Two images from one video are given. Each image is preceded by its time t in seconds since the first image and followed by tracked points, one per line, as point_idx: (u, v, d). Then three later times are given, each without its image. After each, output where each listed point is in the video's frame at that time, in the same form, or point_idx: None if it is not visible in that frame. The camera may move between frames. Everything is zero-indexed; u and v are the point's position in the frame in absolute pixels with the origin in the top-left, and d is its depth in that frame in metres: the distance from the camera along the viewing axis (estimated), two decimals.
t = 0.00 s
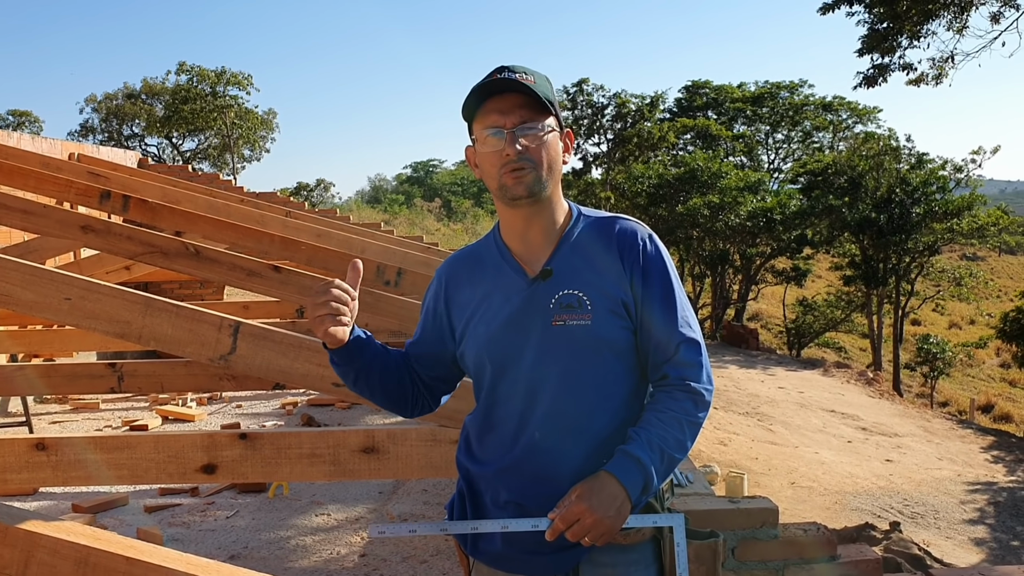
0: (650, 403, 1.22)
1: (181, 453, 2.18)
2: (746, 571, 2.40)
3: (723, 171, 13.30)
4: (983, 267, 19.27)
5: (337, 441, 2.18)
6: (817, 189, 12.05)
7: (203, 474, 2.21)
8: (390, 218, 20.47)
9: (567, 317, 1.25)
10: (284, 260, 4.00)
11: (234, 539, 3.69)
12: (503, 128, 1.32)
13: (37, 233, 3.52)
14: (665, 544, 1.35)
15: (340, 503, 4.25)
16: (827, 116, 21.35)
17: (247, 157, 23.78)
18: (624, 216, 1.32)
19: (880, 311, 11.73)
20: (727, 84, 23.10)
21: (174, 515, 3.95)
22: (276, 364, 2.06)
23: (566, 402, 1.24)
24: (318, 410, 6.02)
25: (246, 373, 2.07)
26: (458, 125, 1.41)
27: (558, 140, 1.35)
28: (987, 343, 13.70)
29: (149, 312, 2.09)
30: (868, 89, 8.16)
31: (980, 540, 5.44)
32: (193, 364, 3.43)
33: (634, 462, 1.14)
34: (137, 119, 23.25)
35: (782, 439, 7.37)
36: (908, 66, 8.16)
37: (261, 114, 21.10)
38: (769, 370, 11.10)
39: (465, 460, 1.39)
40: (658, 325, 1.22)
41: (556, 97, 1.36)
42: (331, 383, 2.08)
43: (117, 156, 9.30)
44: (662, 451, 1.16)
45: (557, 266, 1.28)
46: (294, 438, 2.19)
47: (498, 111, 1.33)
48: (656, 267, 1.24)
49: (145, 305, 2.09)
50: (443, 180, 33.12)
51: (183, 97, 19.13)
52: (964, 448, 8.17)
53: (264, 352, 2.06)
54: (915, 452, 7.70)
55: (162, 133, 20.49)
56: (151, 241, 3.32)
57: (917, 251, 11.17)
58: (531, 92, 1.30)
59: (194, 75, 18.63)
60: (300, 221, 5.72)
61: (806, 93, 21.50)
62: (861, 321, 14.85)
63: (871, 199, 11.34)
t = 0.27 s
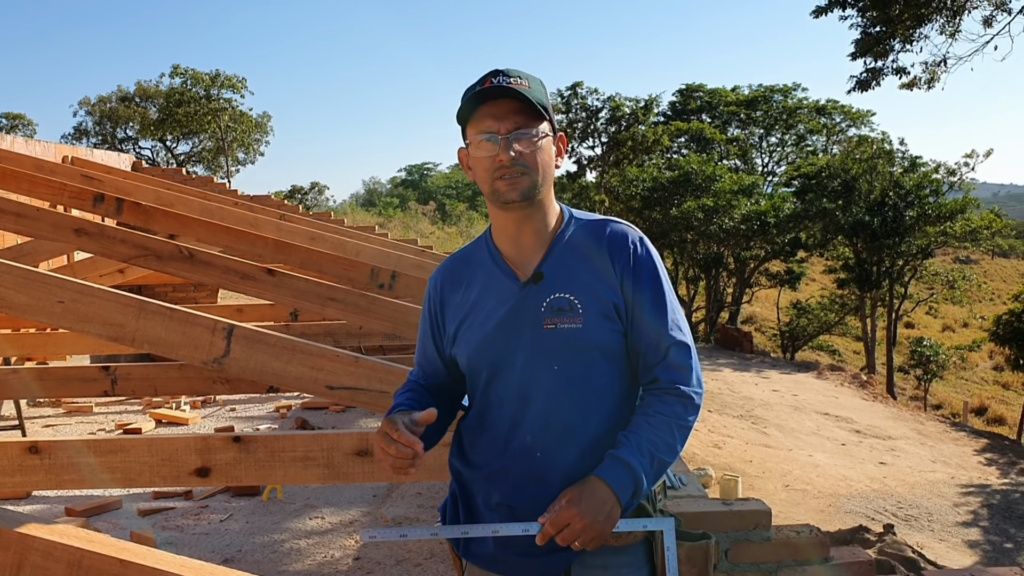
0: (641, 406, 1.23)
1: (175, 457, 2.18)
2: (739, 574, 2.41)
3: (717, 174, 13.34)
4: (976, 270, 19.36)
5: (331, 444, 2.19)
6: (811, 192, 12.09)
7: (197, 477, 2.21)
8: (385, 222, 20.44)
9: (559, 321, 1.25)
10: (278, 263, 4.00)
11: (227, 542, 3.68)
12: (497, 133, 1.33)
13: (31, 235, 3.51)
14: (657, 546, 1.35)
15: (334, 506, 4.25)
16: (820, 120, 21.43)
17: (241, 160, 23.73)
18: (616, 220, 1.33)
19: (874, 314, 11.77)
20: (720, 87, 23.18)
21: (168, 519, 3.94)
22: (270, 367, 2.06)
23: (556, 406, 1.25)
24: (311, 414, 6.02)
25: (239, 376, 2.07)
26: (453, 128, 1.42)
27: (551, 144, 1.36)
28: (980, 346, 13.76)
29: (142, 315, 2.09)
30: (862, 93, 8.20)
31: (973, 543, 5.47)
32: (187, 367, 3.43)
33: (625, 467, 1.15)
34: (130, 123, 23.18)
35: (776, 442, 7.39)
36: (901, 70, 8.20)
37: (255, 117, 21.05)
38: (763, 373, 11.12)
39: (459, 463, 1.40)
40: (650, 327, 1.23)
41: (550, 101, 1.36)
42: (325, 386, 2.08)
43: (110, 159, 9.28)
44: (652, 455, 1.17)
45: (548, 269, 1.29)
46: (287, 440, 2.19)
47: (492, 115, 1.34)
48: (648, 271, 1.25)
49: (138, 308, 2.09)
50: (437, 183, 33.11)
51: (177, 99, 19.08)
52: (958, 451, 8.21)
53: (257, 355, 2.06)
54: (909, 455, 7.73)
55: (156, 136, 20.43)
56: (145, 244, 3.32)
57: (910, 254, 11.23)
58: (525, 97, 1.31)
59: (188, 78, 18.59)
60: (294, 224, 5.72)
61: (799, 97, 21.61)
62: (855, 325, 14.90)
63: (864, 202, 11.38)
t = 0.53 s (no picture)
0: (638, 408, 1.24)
1: (168, 458, 2.18)
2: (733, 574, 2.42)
3: (712, 175, 13.37)
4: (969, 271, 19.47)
5: (325, 444, 2.19)
6: (805, 194, 12.12)
7: (191, 478, 2.21)
8: (380, 222, 20.41)
9: (555, 321, 1.26)
10: (272, 264, 4.00)
11: (222, 543, 3.68)
12: (491, 134, 1.33)
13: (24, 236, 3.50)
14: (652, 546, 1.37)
15: (329, 507, 4.25)
16: (815, 121, 21.51)
17: (236, 161, 23.68)
18: (611, 220, 1.34)
19: (868, 315, 11.80)
20: (715, 88, 23.24)
21: (161, 520, 3.94)
22: (263, 367, 2.06)
23: (553, 406, 1.26)
24: (306, 415, 6.01)
25: (234, 377, 2.08)
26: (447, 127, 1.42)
27: (545, 144, 1.37)
28: (973, 347, 13.83)
29: (136, 316, 2.09)
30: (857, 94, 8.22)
31: (966, 543, 5.51)
32: (181, 368, 3.43)
33: (625, 470, 1.16)
34: (124, 123, 23.09)
35: (770, 443, 7.42)
36: (895, 71, 8.24)
37: (250, 117, 21.00)
38: (757, 373, 11.16)
39: (455, 464, 1.39)
40: (647, 328, 1.24)
41: (544, 101, 1.37)
42: (318, 387, 2.09)
43: (104, 160, 9.26)
44: (652, 457, 1.19)
45: (545, 270, 1.30)
46: (281, 441, 2.19)
47: (487, 116, 1.34)
48: (643, 271, 1.27)
49: (132, 308, 2.09)
50: (432, 184, 33.13)
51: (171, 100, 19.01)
52: (951, 451, 8.26)
53: (251, 356, 2.07)
54: (902, 455, 7.77)
55: (150, 136, 20.36)
56: (139, 245, 3.32)
57: (904, 255, 11.27)
58: (519, 98, 1.31)
59: (182, 79, 18.53)
60: (289, 225, 5.73)
61: (794, 98, 21.68)
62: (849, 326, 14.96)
63: (859, 204, 11.43)
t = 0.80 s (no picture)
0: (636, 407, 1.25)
1: (163, 459, 2.17)
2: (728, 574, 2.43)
3: (707, 177, 13.39)
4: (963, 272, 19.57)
5: (321, 446, 2.19)
6: (800, 196, 12.15)
7: (186, 480, 2.20)
8: (375, 224, 20.40)
9: (552, 319, 1.27)
10: (267, 266, 3.99)
11: (217, 545, 3.67)
12: (486, 139, 1.34)
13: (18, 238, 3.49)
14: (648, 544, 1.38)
15: (324, 508, 4.24)
16: (809, 122, 21.58)
17: (230, 162, 23.63)
18: (606, 221, 1.35)
19: (863, 316, 11.84)
20: (710, 90, 23.31)
21: (156, 522, 3.93)
22: (259, 369, 2.06)
23: (550, 403, 1.26)
24: (301, 416, 6.00)
25: (229, 378, 2.07)
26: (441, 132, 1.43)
27: (540, 147, 1.37)
28: (967, 348, 13.88)
29: (131, 317, 2.08)
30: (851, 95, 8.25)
31: (961, 543, 5.53)
32: (175, 370, 3.42)
33: (624, 469, 1.17)
34: (119, 124, 23.02)
35: (765, 444, 7.44)
36: (888, 72, 8.27)
37: (244, 119, 20.97)
38: (752, 375, 11.19)
39: (451, 463, 1.39)
40: (643, 326, 1.25)
41: (538, 105, 1.38)
42: (314, 388, 2.08)
43: (99, 161, 9.22)
44: (650, 456, 1.19)
45: (542, 269, 1.30)
46: (276, 443, 2.19)
47: (481, 121, 1.34)
48: (639, 270, 1.27)
49: (127, 310, 2.09)
50: (427, 186, 33.13)
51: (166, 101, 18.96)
52: (945, 452, 8.29)
53: (246, 357, 2.06)
54: (897, 456, 7.79)
55: (144, 138, 20.31)
56: (134, 246, 3.31)
57: (898, 257, 11.32)
58: (512, 103, 1.32)
59: (177, 80, 18.49)
60: (284, 226, 5.73)
61: (788, 100, 21.75)
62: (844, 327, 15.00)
63: (853, 205, 11.47)
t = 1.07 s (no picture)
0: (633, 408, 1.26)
1: (157, 461, 2.17)
2: None
3: (701, 179, 13.42)
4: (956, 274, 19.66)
5: (316, 448, 2.19)
6: (794, 198, 12.18)
7: (181, 482, 2.20)
8: (370, 225, 20.37)
9: (553, 320, 1.27)
10: (262, 268, 3.99)
11: (211, 548, 3.66)
12: (484, 139, 1.34)
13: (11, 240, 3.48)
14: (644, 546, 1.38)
15: (318, 510, 4.24)
16: (803, 125, 21.66)
17: (225, 164, 23.58)
18: (602, 223, 1.36)
19: (857, 318, 11.86)
20: (705, 92, 23.38)
21: (150, 524, 3.91)
22: (253, 371, 2.06)
23: (551, 404, 1.27)
24: (295, 418, 6.00)
25: (223, 380, 2.07)
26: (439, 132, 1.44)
27: (538, 148, 1.38)
28: (960, 350, 13.94)
29: (125, 319, 2.08)
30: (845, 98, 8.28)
31: (954, 545, 5.55)
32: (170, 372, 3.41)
33: (622, 468, 1.18)
34: (113, 126, 22.95)
35: (760, 446, 7.46)
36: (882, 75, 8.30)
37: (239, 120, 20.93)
38: (747, 377, 11.21)
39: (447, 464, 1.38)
40: (641, 328, 1.26)
41: (536, 106, 1.38)
42: (309, 390, 2.08)
43: (93, 162, 9.19)
44: (648, 455, 1.20)
45: (542, 270, 1.31)
46: (271, 444, 2.18)
47: (480, 121, 1.35)
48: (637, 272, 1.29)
49: (121, 312, 2.08)
50: (422, 188, 33.14)
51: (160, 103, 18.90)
52: (939, 454, 8.33)
53: (240, 359, 2.06)
54: (890, 458, 7.82)
55: (139, 140, 20.24)
56: (128, 248, 3.30)
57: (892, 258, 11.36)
58: (512, 103, 1.32)
59: (172, 82, 18.44)
60: (279, 228, 5.72)
61: (782, 102, 21.82)
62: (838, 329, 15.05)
63: (847, 207, 11.51)
